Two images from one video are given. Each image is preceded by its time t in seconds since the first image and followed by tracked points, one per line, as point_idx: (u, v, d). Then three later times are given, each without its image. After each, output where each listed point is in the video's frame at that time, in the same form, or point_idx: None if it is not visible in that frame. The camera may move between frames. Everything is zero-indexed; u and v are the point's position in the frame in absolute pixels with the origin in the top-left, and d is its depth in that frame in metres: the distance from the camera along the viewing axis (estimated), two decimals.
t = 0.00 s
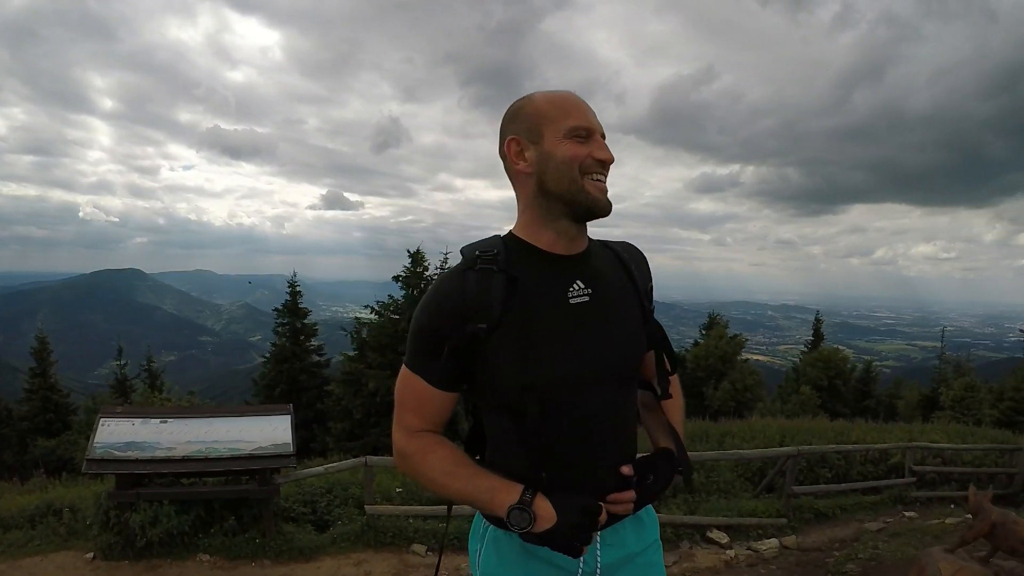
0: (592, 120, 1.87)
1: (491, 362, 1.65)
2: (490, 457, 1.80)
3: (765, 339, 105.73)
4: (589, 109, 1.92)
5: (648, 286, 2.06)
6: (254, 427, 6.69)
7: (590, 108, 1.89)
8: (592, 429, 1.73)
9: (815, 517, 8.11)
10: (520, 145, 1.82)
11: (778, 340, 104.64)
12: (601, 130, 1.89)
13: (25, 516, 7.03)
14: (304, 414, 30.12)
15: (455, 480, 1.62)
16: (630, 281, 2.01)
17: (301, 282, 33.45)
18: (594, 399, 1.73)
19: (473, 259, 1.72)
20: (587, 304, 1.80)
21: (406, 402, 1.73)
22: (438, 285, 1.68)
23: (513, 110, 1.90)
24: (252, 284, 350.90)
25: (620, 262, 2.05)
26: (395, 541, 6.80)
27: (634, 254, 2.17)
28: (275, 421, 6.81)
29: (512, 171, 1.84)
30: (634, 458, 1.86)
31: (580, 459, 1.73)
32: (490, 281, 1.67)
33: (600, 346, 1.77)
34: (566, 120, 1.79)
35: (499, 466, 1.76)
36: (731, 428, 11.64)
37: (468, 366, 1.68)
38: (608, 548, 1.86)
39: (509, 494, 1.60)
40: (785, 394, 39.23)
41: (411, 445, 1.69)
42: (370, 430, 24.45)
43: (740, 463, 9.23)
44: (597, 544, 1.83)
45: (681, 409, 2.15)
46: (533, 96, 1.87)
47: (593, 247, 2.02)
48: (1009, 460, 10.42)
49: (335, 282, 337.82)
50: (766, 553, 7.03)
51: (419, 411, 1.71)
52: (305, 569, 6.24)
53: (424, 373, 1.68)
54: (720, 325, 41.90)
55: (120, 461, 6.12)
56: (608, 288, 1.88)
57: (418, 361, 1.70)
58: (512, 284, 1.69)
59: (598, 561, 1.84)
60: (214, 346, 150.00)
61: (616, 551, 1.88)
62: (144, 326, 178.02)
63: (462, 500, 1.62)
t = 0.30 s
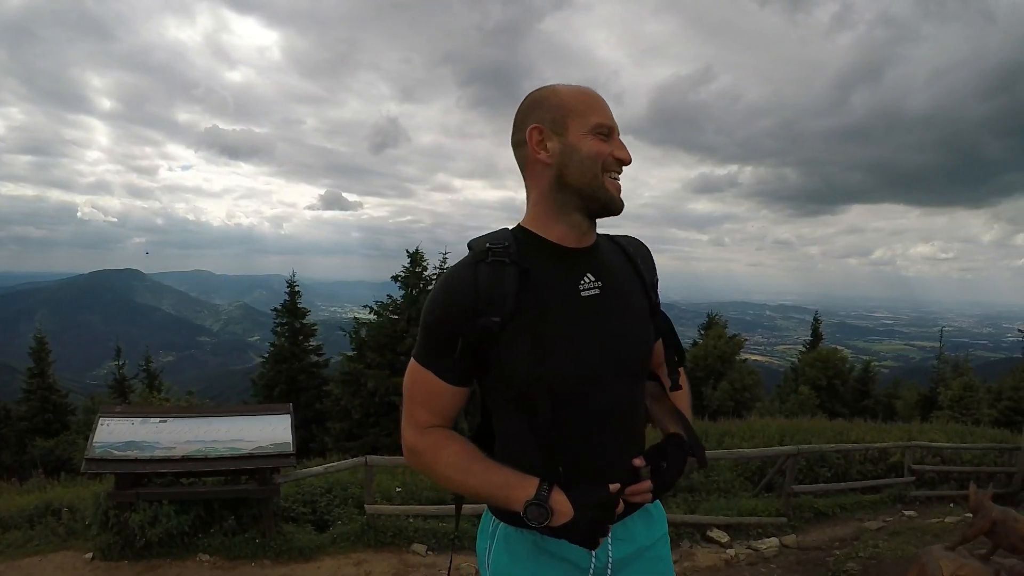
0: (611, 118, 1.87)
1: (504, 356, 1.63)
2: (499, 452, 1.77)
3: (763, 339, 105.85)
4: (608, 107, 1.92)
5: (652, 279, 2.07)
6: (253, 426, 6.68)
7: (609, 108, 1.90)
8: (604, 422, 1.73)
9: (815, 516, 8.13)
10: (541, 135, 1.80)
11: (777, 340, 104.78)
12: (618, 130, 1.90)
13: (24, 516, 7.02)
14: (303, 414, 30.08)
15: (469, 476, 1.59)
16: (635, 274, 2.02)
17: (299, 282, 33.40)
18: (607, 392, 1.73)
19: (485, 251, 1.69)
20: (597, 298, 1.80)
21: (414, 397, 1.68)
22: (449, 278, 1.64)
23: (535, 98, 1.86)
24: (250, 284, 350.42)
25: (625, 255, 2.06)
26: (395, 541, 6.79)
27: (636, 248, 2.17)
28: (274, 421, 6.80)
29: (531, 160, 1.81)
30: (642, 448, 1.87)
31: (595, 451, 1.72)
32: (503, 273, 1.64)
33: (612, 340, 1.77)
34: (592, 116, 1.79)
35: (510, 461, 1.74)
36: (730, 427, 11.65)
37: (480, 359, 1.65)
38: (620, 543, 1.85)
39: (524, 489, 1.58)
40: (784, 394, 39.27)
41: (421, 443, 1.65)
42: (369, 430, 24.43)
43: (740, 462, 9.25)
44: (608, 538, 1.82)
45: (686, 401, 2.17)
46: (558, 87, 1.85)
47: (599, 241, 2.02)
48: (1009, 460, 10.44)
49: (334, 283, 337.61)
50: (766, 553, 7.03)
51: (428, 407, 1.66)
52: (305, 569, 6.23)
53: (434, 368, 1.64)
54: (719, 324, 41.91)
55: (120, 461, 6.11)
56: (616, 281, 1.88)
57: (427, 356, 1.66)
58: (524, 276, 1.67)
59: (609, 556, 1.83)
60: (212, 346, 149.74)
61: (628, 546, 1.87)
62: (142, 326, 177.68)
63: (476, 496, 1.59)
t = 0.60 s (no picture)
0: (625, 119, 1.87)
1: (513, 353, 1.61)
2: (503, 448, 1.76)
3: (759, 339, 106.17)
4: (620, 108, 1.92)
5: (654, 272, 2.08)
6: (250, 426, 6.66)
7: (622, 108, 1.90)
8: (610, 417, 1.73)
9: (812, 515, 8.16)
10: (559, 127, 1.78)
11: (772, 340, 105.26)
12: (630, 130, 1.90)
13: (19, 518, 6.98)
14: (299, 414, 29.99)
15: (476, 471, 1.58)
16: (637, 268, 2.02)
17: (295, 281, 33.29)
18: (614, 388, 1.73)
19: (493, 245, 1.67)
20: (605, 293, 1.80)
21: (419, 393, 1.67)
22: (457, 273, 1.62)
23: (554, 90, 1.85)
24: (245, 284, 349.17)
25: (627, 248, 2.07)
26: (393, 540, 6.79)
27: (637, 240, 2.17)
28: (271, 421, 6.78)
29: (547, 151, 1.79)
30: (645, 441, 1.89)
31: (602, 447, 1.73)
32: (512, 268, 1.62)
33: (620, 334, 1.77)
34: (610, 114, 1.79)
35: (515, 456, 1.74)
36: (727, 426, 11.68)
37: (488, 356, 1.63)
38: (628, 537, 1.84)
39: (533, 486, 1.59)
40: (780, 393, 39.44)
41: (425, 439, 1.64)
42: (365, 430, 24.37)
43: (736, 461, 9.28)
44: (616, 532, 1.81)
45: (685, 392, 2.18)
46: (576, 81, 1.84)
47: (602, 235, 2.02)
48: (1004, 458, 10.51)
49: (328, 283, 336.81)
50: (763, 551, 7.06)
51: (434, 403, 1.65)
52: (302, 569, 6.22)
53: (440, 364, 1.62)
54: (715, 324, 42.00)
55: (116, 461, 6.08)
56: (621, 276, 1.89)
57: (433, 350, 1.64)
58: (532, 271, 1.66)
59: (618, 550, 1.82)
60: (207, 346, 149.09)
61: (635, 540, 1.86)
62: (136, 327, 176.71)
63: (483, 493, 1.58)
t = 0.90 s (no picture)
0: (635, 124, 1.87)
1: (521, 352, 1.61)
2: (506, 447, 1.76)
3: (754, 339, 106.64)
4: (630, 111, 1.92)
5: (656, 273, 2.08)
6: (247, 426, 6.63)
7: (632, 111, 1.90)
8: (614, 417, 1.73)
9: (808, 513, 8.19)
10: (571, 127, 1.77)
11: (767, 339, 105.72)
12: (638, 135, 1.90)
13: (13, 520, 6.94)
14: (294, 415, 29.90)
15: (480, 472, 1.58)
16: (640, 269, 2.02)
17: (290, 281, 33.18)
18: (620, 388, 1.74)
19: (501, 245, 1.66)
20: (611, 293, 1.80)
21: (423, 393, 1.65)
22: (465, 273, 1.61)
23: (567, 89, 1.84)
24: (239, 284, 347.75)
25: (629, 249, 2.06)
26: (390, 540, 6.78)
27: (639, 241, 2.17)
28: (268, 421, 6.75)
29: (558, 150, 1.78)
30: (647, 439, 1.89)
31: (607, 448, 1.73)
32: (520, 268, 1.62)
33: (624, 335, 1.77)
34: (622, 117, 1.80)
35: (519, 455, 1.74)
36: (723, 425, 11.72)
37: (494, 356, 1.63)
38: (634, 534, 1.85)
39: (537, 486, 1.59)
40: (774, 392, 39.65)
41: (429, 440, 1.64)
42: (360, 431, 24.33)
43: (732, 460, 9.31)
44: (622, 530, 1.82)
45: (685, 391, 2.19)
46: (588, 82, 1.83)
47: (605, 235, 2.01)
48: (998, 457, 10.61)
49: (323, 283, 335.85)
50: (760, 550, 7.09)
51: (438, 403, 1.64)
52: (299, 569, 6.20)
53: (446, 364, 1.61)
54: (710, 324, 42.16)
55: (113, 462, 6.04)
56: (625, 276, 1.89)
57: (439, 349, 1.63)
58: (540, 272, 1.66)
59: (625, 547, 1.82)
60: (201, 347, 148.40)
61: (641, 537, 1.87)
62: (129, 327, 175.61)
63: (487, 492, 1.58)
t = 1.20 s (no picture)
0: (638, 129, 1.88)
1: (525, 354, 1.61)
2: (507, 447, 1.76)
3: (746, 339, 107.20)
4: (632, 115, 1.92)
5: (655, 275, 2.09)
6: (241, 427, 6.60)
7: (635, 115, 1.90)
8: (615, 418, 1.74)
9: (801, 512, 8.24)
10: (577, 131, 1.76)
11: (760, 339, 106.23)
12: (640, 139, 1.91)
13: (6, 522, 6.88)
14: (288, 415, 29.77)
15: (483, 473, 1.58)
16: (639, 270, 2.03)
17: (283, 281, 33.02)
18: (622, 388, 1.74)
19: (506, 247, 1.65)
20: (612, 296, 1.81)
21: (425, 395, 1.65)
22: (468, 274, 1.61)
23: (572, 92, 1.83)
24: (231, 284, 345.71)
25: (627, 252, 2.07)
26: (385, 541, 6.76)
27: (638, 244, 2.18)
28: (263, 422, 6.71)
29: (563, 154, 1.77)
30: (647, 439, 1.91)
31: (606, 449, 1.74)
32: (525, 270, 1.62)
33: (626, 337, 1.78)
34: (627, 121, 1.80)
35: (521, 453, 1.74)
36: (717, 425, 11.78)
37: (496, 357, 1.62)
38: (635, 532, 1.86)
39: (539, 485, 1.60)
40: (767, 392, 39.90)
41: (431, 440, 1.63)
42: (354, 431, 24.25)
43: (726, 460, 9.36)
44: (624, 527, 1.83)
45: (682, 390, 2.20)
46: (593, 86, 1.83)
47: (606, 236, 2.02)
48: (990, 456, 10.71)
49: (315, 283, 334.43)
50: (754, 548, 7.12)
51: (441, 403, 1.63)
52: (294, 570, 6.17)
53: (449, 366, 1.61)
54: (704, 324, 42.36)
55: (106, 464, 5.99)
56: (626, 277, 1.90)
57: (441, 352, 1.62)
58: (544, 275, 1.66)
59: (626, 544, 1.83)
60: (192, 347, 147.44)
61: (642, 535, 1.88)
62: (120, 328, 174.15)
63: (488, 492, 1.59)
